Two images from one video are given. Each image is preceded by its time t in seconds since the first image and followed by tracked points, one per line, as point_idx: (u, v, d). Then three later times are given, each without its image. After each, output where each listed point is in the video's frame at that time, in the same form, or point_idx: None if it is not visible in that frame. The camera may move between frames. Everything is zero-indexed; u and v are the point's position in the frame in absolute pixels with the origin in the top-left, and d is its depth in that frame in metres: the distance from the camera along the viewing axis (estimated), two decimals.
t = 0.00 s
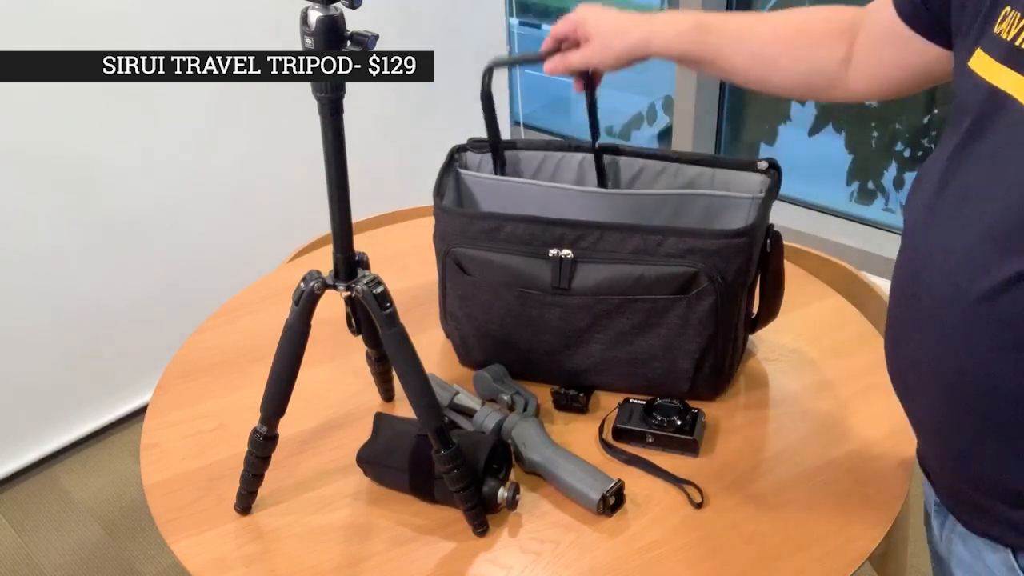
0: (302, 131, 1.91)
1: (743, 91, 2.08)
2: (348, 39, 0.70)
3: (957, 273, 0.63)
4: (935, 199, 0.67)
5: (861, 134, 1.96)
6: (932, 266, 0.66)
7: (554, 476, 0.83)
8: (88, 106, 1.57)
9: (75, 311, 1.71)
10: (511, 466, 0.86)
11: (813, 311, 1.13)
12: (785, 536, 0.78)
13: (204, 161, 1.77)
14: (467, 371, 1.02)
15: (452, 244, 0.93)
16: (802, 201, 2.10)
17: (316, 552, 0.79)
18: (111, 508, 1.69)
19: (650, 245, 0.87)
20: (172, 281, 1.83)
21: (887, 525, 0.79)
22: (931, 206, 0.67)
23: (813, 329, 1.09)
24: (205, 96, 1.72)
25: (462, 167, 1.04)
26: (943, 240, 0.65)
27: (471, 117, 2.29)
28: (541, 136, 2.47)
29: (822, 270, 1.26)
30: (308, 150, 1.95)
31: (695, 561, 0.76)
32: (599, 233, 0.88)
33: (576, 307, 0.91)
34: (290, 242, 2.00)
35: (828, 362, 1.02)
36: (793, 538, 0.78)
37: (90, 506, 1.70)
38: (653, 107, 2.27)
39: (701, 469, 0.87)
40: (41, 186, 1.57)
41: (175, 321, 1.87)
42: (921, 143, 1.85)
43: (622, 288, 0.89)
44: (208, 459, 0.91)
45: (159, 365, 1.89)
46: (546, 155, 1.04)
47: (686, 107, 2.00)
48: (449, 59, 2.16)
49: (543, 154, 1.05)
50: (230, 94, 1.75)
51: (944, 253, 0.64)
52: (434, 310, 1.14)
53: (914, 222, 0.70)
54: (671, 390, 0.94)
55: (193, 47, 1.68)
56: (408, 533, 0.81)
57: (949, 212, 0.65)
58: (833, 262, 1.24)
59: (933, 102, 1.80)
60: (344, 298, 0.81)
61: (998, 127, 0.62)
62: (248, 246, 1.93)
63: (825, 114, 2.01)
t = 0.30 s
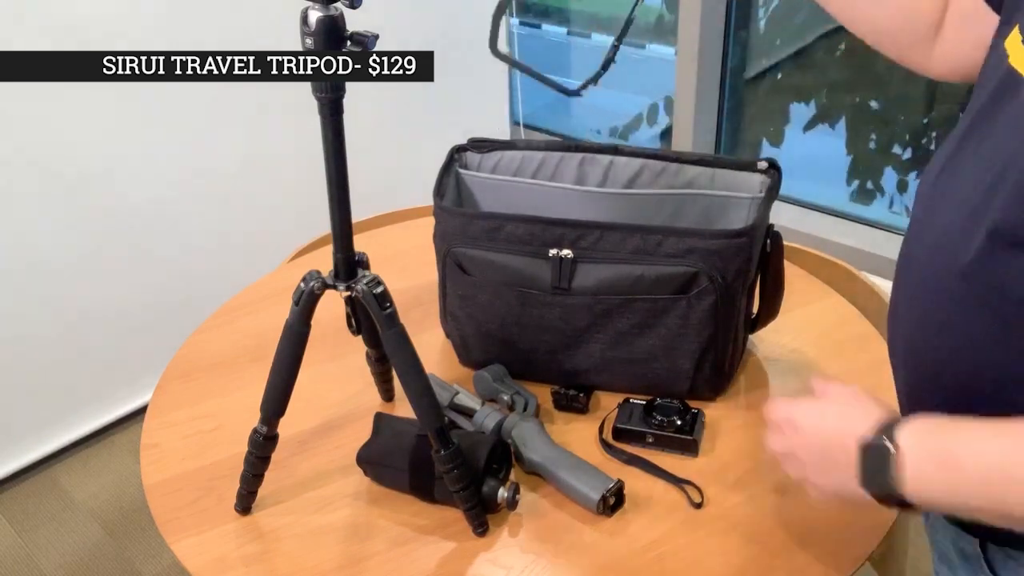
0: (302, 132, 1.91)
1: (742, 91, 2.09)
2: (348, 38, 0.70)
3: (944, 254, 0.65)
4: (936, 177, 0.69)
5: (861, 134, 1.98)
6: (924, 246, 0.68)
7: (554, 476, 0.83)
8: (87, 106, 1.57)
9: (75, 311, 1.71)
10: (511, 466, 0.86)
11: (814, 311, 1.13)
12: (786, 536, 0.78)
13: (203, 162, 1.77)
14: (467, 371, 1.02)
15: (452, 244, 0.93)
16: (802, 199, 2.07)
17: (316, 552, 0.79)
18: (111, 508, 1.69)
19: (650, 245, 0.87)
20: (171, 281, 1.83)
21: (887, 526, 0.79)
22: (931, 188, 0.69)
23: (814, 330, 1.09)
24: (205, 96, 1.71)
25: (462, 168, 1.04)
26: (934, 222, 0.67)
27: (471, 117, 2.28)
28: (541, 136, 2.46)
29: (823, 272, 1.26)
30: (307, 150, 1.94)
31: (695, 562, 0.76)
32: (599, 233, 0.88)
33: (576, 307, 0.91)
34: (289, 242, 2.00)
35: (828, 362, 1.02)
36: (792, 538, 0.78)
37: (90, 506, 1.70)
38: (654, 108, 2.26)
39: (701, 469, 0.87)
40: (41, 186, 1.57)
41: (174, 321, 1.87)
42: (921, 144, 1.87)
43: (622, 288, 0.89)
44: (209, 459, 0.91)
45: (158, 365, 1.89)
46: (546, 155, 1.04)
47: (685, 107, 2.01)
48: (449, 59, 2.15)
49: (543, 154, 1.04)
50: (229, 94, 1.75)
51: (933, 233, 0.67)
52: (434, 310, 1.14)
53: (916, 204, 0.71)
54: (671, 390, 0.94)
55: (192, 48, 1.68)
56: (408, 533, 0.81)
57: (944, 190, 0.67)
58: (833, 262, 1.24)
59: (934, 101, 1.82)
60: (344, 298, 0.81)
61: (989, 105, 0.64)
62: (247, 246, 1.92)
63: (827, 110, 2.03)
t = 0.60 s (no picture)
0: (302, 132, 1.91)
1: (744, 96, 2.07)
2: (347, 38, 0.70)
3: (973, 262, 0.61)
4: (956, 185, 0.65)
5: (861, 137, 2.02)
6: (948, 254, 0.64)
7: (554, 476, 0.83)
8: (89, 105, 1.57)
9: (75, 311, 1.71)
10: (511, 466, 0.86)
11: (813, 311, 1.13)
12: (785, 536, 0.78)
13: (204, 161, 1.77)
14: (467, 371, 1.02)
15: (452, 244, 0.93)
16: (802, 201, 2.05)
17: (315, 552, 0.79)
18: (111, 507, 1.69)
19: (650, 245, 0.86)
20: (172, 280, 1.83)
21: (887, 526, 0.79)
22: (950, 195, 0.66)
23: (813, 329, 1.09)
24: (206, 96, 1.72)
25: (462, 167, 1.04)
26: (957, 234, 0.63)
27: (471, 117, 2.29)
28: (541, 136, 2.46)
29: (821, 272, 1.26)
30: (308, 150, 1.94)
31: (695, 562, 0.76)
32: (599, 233, 0.87)
33: (576, 306, 0.91)
34: (289, 242, 2.00)
35: (828, 362, 1.02)
36: (792, 539, 0.78)
37: (90, 506, 1.70)
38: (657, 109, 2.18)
39: (701, 469, 0.87)
40: (42, 186, 1.57)
41: (175, 321, 1.87)
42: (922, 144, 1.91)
43: (622, 288, 0.89)
44: (209, 459, 0.91)
45: (159, 365, 1.89)
46: (546, 155, 1.04)
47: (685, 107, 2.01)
48: (450, 59, 2.16)
49: (543, 154, 1.04)
50: (230, 94, 1.75)
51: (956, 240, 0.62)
52: (434, 310, 1.14)
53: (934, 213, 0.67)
54: (671, 390, 0.94)
55: (193, 49, 1.68)
56: (408, 533, 0.81)
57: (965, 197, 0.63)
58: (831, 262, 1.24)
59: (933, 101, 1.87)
60: (344, 298, 0.81)
61: (1010, 108, 0.60)
62: (249, 246, 1.93)
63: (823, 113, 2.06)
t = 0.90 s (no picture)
0: (302, 132, 1.91)
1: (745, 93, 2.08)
2: (348, 38, 0.70)
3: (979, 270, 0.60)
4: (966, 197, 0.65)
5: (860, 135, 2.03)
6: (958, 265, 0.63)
7: (554, 476, 0.83)
8: (89, 105, 1.57)
9: (75, 311, 1.71)
10: (511, 466, 0.86)
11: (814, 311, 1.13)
12: (786, 536, 0.78)
13: (205, 161, 1.77)
14: (467, 371, 1.02)
15: (453, 244, 0.93)
16: (800, 201, 2.06)
17: (315, 553, 0.79)
18: (111, 507, 1.69)
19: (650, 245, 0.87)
20: (171, 280, 1.83)
21: (887, 526, 0.79)
22: (960, 206, 0.65)
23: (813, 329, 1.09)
24: (206, 96, 1.72)
25: (461, 167, 1.04)
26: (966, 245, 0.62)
27: (471, 116, 2.29)
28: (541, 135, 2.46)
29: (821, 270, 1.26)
30: (308, 149, 1.94)
31: (695, 562, 0.76)
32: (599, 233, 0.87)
33: (576, 307, 0.91)
34: (289, 241, 2.00)
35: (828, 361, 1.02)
36: (792, 538, 0.78)
37: (90, 505, 1.70)
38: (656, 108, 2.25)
39: (701, 469, 0.87)
40: (42, 186, 1.58)
41: (175, 321, 1.87)
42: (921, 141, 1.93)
43: (622, 288, 0.89)
44: (209, 458, 0.91)
45: (159, 364, 1.89)
46: (545, 155, 1.04)
47: (685, 106, 2.01)
48: (450, 59, 2.16)
49: (542, 154, 1.04)
50: (230, 93, 1.75)
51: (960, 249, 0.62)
52: (434, 309, 1.14)
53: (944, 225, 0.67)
54: (671, 390, 0.94)
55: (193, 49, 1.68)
56: (408, 533, 0.81)
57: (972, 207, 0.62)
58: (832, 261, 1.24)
59: (933, 100, 1.89)
60: (344, 298, 0.81)
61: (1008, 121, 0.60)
62: (249, 246, 1.93)
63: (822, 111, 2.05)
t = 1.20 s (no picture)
0: (302, 132, 1.91)
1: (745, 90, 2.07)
2: (348, 39, 0.70)
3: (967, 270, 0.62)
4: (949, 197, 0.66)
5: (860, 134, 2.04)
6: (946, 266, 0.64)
7: (554, 476, 0.83)
8: (89, 105, 1.57)
9: (76, 311, 1.71)
10: (511, 466, 0.86)
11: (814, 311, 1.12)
12: (786, 536, 0.78)
13: (205, 161, 1.77)
14: (467, 371, 1.02)
15: (453, 244, 0.93)
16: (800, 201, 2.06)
17: (315, 553, 0.79)
18: (111, 507, 1.69)
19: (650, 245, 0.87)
20: (171, 279, 1.83)
21: (887, 526, 0.79)
22: (942, 208, 0.67)
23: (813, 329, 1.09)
24: (206, 96, 1.72)
25: (461, 167, 1.04)
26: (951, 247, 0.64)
27: (472, 116, 2.29)
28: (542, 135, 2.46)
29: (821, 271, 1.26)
30: (308, 149, 1.94)
31: (695, 562, 0.76)
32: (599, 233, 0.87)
33: (576, 307, 0.91)
34: (290, 241, 2.00)
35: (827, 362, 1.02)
36: (792, 538, 0.78)
37: (90, 506, 1.70)
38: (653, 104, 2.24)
39: (701, 469, 0.87)
40: (42, 186, 1.58)
41: (175, 320, 1.87)
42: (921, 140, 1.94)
43: (622, 288, 0.89)
44: (209, 458, 0.91)
45: (159, 364, 1.89)
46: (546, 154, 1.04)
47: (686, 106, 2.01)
48: (450, 58, 2.16)
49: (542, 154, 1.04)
50: (230, 92, 1.75)
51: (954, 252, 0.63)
52: (434, 310, 1.14)
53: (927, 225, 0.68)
54: (671, 390, 0.94)
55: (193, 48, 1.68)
56: (408, 533, 0.81)
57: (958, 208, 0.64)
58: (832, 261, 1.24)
59: (933, 100, 1.90)
60: (344, 298, 0.81)
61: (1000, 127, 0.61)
62: (249, 245, 1.93)
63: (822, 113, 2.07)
